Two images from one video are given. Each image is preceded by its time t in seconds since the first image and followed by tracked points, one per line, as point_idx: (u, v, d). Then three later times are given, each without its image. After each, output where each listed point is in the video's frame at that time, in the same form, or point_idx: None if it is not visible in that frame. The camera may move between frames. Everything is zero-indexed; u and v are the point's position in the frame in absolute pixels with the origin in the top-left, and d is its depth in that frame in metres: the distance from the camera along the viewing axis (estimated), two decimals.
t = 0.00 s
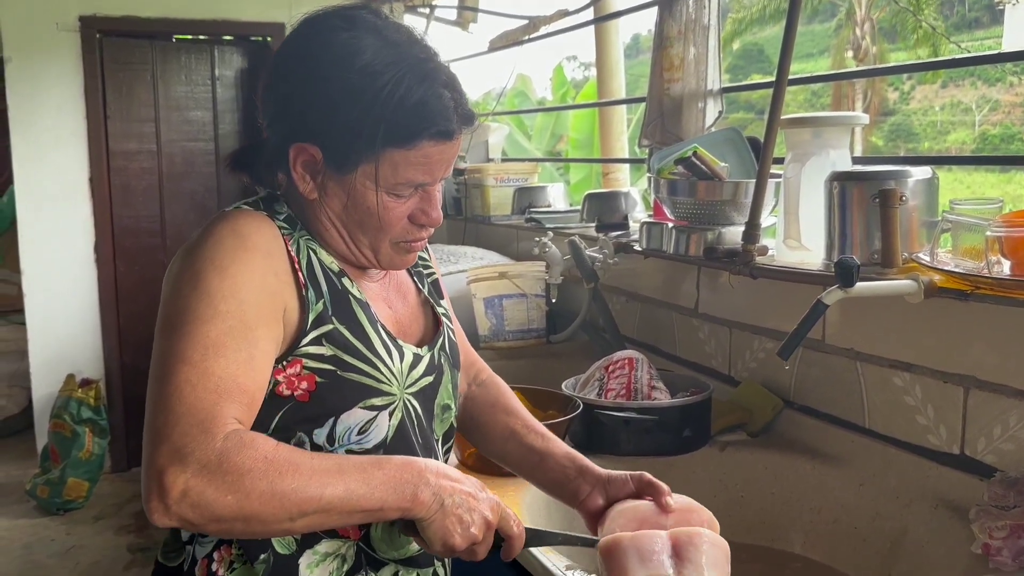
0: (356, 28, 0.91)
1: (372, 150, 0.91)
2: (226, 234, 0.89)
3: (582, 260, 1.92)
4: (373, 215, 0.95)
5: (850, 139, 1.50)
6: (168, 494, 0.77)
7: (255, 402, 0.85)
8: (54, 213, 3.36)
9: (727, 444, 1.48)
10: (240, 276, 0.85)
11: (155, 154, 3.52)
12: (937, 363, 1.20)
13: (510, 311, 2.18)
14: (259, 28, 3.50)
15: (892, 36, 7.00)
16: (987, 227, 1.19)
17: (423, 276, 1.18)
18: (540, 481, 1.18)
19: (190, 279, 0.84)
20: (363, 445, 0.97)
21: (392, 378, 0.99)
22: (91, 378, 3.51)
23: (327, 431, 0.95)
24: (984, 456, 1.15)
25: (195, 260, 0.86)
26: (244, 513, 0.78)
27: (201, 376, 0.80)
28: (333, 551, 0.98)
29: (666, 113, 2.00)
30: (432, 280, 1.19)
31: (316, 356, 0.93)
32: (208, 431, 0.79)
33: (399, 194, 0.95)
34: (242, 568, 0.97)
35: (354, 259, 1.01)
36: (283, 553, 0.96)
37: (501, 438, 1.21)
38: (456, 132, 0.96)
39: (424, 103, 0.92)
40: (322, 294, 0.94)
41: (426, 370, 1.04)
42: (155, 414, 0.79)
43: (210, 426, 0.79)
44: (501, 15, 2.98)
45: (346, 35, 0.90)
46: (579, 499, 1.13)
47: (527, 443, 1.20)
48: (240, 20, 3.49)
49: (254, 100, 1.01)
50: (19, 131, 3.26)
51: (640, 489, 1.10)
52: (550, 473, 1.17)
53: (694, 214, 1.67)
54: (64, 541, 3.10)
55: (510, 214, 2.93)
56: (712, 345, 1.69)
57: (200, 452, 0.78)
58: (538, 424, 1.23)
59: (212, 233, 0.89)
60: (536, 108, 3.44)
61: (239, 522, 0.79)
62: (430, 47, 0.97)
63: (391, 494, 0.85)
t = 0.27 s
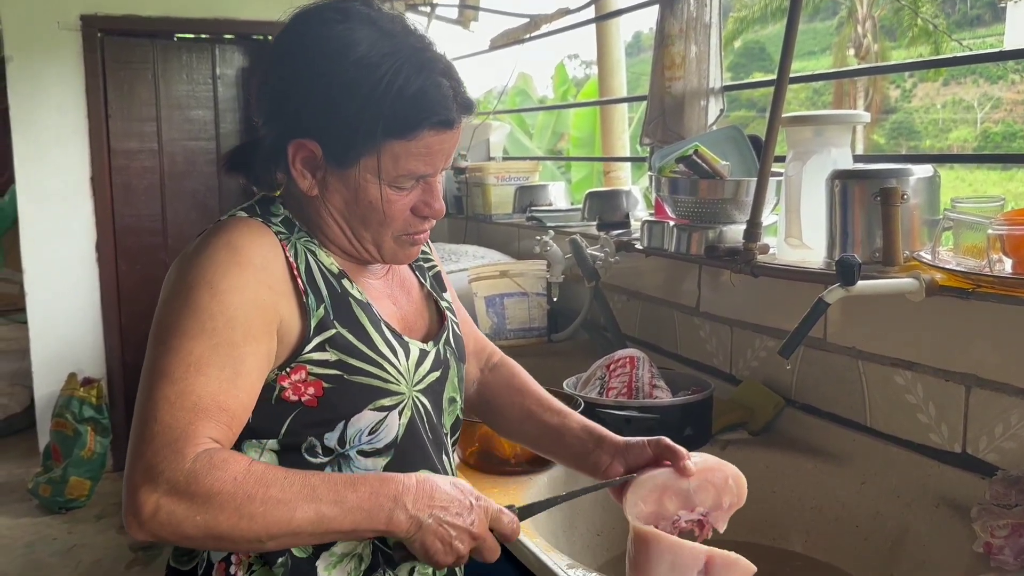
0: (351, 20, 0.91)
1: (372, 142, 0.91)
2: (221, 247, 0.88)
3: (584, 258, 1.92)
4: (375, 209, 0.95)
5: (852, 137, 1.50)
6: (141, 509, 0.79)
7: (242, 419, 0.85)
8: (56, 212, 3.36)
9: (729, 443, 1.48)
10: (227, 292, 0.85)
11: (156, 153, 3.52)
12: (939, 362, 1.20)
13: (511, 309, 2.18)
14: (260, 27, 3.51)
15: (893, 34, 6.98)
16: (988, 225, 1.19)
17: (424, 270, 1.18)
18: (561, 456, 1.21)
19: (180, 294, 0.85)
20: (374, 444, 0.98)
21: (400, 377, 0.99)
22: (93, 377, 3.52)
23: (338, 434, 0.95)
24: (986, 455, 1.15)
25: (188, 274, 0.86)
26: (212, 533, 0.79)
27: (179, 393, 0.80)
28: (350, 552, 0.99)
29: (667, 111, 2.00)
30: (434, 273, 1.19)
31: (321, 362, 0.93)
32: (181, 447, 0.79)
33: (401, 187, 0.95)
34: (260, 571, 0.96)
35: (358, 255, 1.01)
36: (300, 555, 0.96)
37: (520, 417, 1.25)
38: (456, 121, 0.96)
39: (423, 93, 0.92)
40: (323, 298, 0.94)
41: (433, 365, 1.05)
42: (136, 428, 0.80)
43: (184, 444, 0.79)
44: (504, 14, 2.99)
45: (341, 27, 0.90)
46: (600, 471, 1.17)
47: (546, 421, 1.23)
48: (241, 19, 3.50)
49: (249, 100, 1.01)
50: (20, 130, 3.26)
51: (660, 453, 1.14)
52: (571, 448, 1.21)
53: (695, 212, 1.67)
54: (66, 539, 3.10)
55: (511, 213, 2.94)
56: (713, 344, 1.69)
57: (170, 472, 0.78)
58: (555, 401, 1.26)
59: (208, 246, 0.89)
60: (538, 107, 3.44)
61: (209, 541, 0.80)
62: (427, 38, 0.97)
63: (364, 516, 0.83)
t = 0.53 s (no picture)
0: (329, 13, 0.90)
1: (361, 137, 0.91)
2: (214, 257, 0.87)
3: (585, 258, 1.92)
4: (368, 205, 0.96)
5: (853, 135, 1.50)
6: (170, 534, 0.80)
7: (254, 432, 0.86)
8: (57, 212, 3.36)
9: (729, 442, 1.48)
10: (226, 307, 0.85)
11: (156, 152, 3.52)
12: (939, 360, 1.20)
13: (512, 308, 2.17)
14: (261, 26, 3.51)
15: (894, 32, 6.95)
16: (989, 224, 1.19)
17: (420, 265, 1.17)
18: (593, 430, 1.24)
19: (178, 311, 0.84)
20: (377, 447, 0.98)
21: (400, 378, 0.99)
22: (94, 376, 3.52)
23: (340, 440, 0.96)
24: (987, 454, 1.15)
25: (182, 288, 0.85)
26: (246, 555, 0.81)
27: (194, 416, 0.81)
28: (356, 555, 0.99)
29: (668, 110, 2.00)
30: (431, 268, 1.18)
31: (320, 368, 0.93)
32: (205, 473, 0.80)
33: (392, 180, 0.95)
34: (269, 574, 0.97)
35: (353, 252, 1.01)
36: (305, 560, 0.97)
37: (550, 395, 1.28)
38: (443, 109, 0.96)
39: (408, 84, 0.91)
40: (318, 303, 0.94)
41: (433, 363, 1.05)
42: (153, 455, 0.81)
43: (206, 469, 0.80)
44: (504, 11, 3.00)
45: (320, 22, 0.89)
46: (632, 442, 1.18)
47: (573, 396, 1.26)
48: (242, 18, 3.50)
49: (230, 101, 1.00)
50: (21, 129, 3.26)
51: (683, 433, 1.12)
52: (599, 420, 1.23)
53: (696, 212, 1.67)
54: (68, 539, 3.10)
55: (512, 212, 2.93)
56: (713, 343, 1.69)
57: (198, 499, 0.80)
58: (581, 373, 1.28)
59: (200, 256, 0.88)
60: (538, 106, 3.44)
61: (243, 562, 0.82)
62: (408, 27, 0.96)
63: (397, 533, 0.87)
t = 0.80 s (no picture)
0: (314, 14, 0.88)
1: (356, 143, 0.90)
2: (234, 281, 0.86)
3: (585, 257, 1.91)
4: (366, 210, 0.95)
5: (853, 134, 1.50)
6: (267, 560, 0.85)
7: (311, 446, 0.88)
8: (57, 211, 3.36)
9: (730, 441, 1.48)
10: (259, 331, 0.85)
11: (156, 151, 3.52)
12: (938, 359, 1.20)
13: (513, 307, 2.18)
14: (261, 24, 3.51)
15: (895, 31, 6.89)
16: (992, 222, 1.18)
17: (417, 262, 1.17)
18: (590, 411, 1.25)
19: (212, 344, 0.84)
20: (389, 453, 0.99)
21: (414, 385, 1.00)
22: (94, 375, 3.51)
23: (355, 451, 0.96)
24: (989, 453, 1.15)
25: (209, 319, 0.84)
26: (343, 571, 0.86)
27: (260, 445, 0.82)
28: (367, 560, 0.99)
29: (668, 109, 1.99)
30: (428, 263, 1.19)
31: (339, 380, 0.94)
32: (286, 500, 0.83)
33: (390, 182, 0.95)
34: None
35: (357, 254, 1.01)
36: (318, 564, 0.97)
37: (545, 377, 1.28)
38: (438, 107, 0.94)
39: (401, 86, 0.90)
40: (333, 315, 0.94)
41: (441, 365, 1.06)
42: (226, 492, 0.83)
43: (286, 496, 0.83)
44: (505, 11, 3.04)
45: (306, 26, 0.87)
46: (631, 422, 1.20)
47: (569, 378, 1.26)
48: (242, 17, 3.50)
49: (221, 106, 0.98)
50: (20, 128, 3.26)
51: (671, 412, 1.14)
52: (592, 399, 1.24)
53: (697, 210, 1.66)
54: (68, 538, 3.10)
55: (512, 211, 2.92)
56: (714, 341, 1.68)
57: (286, 527, 0.83)
58: (576, 356, 1.29)
59: (218, 281, 0.87)
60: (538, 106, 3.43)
61: None
62: (398, 24, 0.94)
63: (468, 530, 0.91)
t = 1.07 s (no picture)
0: (327, 24, 0.87)
1: (375, 150, 0.90)
2: (259, 298, 0.85)
3: (585, 257, 1.91)
4: (384, 218, 0.95)
5: (853, 134, 1.50)
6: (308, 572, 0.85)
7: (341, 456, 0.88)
8: (57, 211, 3.36)
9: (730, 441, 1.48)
10: (288, 348, 0.84)
11: (156, 151, 3.52)
12: (939, 360, 1.20)
13: (513, 307, 2.17)
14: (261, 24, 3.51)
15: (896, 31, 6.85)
16: (992, 223, 1.18)
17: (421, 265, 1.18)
18: (576, 411, 1.24)
19: (242, 364, 0.82)
20: (406, 459, 0.99)
21: (432, 393, 0.99)
22: (94, 375, 3.51)
23: (374, 460, 0.96)
24: (989, 454, 1.15)
25: (237, 339, 0.83)
26: None
27: (299, 463, 0.82)
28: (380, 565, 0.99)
29: (668, 109, 1.99)
30: (428, 263, 1.20)
31: (362, 392, 0.93)
32: (326, 516, 0.83)
33: (406, 188, 0.95)
34: None
35: (369, 260, 1.01)
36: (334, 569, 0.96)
37: (526, 381, 1.27)
38: (454, 111, 0.94)
39: (420, 92, 0.90)
40: (356, 326, 0.93)
41: (454, 369, 1.06)
42: (265, 511, 0.83)
43: (325, 512, 0.83)
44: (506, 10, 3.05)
45: (321, 35, 0.86)
46: (621, 417, 1.21)
47: (552, 379, 1.25)
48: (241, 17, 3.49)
49: (226, 112, 0.97)
50: (20, 128, 3.26)
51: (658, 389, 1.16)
52: (581, 400, 1.23)
53: (697, 210, 1.66)
54: (69, 538, 3.10)
55: (512, 211, 2.92)
56: (714, 341, 1.68)
57: (328, 542, 0.84)
58: (553, 356, 1.28)
59: (242, 299, 0.85)
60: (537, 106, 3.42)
61: None
62: (409, 26, 0.93)
63: (493, 524, 0.92)
